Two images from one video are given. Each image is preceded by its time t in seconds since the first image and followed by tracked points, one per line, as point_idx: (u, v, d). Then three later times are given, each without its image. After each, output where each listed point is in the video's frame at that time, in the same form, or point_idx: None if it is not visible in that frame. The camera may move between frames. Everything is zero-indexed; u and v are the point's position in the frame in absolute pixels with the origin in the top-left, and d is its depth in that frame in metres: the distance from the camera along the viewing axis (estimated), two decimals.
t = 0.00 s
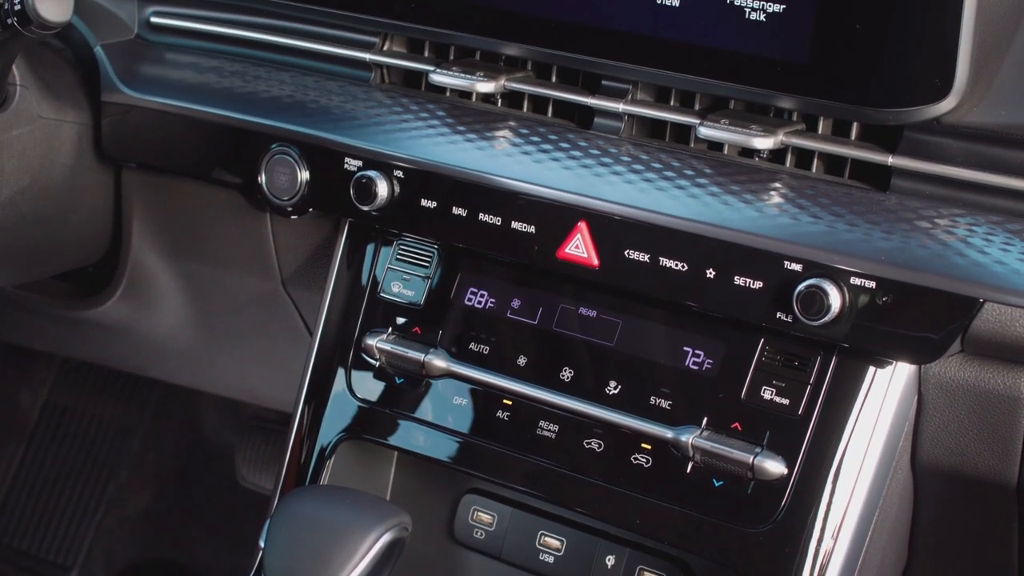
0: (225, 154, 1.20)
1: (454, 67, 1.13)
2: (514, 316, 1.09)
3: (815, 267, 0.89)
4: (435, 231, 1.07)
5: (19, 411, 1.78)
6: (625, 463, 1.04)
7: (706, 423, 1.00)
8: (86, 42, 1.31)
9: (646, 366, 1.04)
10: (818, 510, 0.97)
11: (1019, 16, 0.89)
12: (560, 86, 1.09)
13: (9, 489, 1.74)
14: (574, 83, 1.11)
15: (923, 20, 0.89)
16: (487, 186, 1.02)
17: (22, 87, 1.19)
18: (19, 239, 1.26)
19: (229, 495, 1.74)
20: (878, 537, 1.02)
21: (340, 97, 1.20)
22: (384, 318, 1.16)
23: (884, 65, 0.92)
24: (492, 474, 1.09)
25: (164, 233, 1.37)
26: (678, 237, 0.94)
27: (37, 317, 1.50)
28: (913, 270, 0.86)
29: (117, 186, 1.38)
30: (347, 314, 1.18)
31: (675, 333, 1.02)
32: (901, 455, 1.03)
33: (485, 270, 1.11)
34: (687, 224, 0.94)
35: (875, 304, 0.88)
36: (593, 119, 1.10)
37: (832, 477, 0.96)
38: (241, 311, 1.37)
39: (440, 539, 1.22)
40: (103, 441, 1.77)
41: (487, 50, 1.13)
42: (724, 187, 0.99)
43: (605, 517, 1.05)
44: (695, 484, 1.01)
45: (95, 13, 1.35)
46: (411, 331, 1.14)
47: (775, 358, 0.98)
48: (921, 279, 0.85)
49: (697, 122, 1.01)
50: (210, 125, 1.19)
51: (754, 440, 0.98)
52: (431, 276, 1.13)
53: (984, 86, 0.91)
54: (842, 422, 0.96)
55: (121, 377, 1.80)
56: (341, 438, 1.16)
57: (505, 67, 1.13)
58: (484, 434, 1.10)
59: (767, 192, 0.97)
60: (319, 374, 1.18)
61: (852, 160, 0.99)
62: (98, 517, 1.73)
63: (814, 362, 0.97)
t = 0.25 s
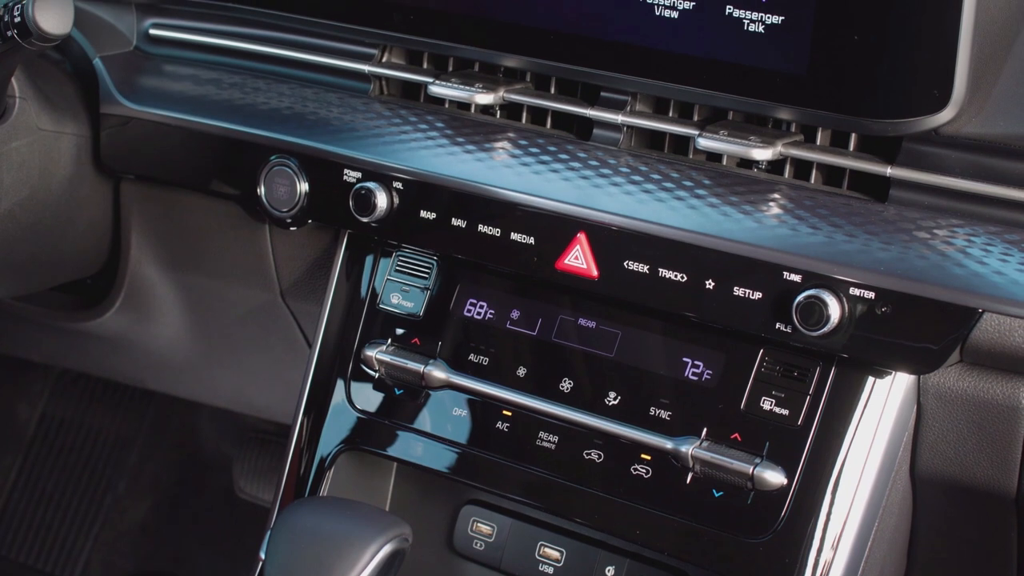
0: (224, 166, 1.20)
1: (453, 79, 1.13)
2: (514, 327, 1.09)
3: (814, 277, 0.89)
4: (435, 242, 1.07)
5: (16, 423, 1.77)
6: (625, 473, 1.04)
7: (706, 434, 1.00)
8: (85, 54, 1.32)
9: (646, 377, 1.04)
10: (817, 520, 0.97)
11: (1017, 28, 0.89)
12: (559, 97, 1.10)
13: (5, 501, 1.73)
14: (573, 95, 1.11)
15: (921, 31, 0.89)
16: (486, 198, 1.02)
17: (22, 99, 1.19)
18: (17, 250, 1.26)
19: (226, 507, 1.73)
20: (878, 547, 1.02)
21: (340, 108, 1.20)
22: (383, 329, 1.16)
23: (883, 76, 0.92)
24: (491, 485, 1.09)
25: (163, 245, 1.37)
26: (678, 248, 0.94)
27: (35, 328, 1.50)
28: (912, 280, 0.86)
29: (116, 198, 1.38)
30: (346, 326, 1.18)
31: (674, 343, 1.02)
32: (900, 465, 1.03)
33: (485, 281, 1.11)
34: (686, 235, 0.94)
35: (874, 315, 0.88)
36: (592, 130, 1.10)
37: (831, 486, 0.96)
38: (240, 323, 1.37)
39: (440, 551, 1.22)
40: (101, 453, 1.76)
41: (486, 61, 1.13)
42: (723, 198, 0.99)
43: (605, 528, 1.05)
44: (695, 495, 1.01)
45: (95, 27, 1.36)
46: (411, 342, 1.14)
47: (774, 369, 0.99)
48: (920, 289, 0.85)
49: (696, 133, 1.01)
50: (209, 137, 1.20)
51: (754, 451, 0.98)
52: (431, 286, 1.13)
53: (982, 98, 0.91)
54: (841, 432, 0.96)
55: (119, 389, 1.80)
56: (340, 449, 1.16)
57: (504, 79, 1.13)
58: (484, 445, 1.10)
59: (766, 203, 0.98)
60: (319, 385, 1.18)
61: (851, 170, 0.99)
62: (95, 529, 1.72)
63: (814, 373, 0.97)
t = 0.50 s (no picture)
0: (223, 179, 1.20)
1: (452, 91, 1.13)
2: (513, 340, 1.09)
3: (813, 289, 0.89)
4: (434, 254, 1.07)
5: (13, 436, 1.77)
6: (625, 485, 1.04)
7: (706, 445, 1.00)
8: (84, 67, 1.31)
9: (645, 389, 1.04)
10: (817, 531, 0.97)
11: (1015, 41, 0.89)
12: (558, 110, 1.10)
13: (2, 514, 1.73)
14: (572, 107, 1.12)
15: (920, 44, 0.89)
16: (485, 210, 1.02)
17: (21, 112, 1.20)
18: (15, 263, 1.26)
19: (224, 520, 1.73)
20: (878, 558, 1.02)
21: (339, 121, 1.20)
22: (383, 342, 1.16)
23: (881, 88, 0.92)
24: (491, 497, 1.09)
25: (161, 258, 1.37)
26: (677, 260, 0.95)
27: (33, 341, 1.50)
28: (911, 292, 0.86)
29: (115, 211, 1.38)
30: (346, 338, 1.18)
31: (674, 355, 1.02)
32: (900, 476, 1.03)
33: (484, 294, 1.11)
34: (685, 247, 0.94)
35: (874, 326, 0.88)
36: (590, 143, 1.10)
37: (831, 497, 0.96)
38: (238, 335, 1.37)
39: (439, 563, 1.22)
40: (98, 466, 1.76)
41: (485, 74, 1.13)
42: (722, 210, 0.99)
43: (605, 539, 1.04)
44: (695, 507, 1.01)
45: (93, 40, 1.36)
46: (410, 355, 1.14)
47: (774, 381, 0.99)
48: (920, 301, 0.86)
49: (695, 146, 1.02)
50: (208, 150, 1.20)
51: (754, 462, 0.98)
52: (430, 299, 1.14)
53: (980, 111, 0.91)
54: (841, 443, 0.96)
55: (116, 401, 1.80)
56: (340, 461, 1.16)
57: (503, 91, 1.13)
58: (483, 457, 1.10)
59: (765, 216, 0.98)
60: (318, 398, 1.18)
61: (848, 183, 0.99)
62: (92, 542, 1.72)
63: (813, 384, 0.97)
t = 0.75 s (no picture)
0: (222, 190, 1.20)
1: (451, 103, 1.13)
2: (513, 350, 1.09)
3: (813, 299, 0.90)
4: (433, 265, 1.08)
5: (9, 448, 1.76)
6: (625, 495, 1.04)
7: (706, 455, 1.00)
8: (83, 78, 1.32)
9: (645, 399, 1.04)
10: (817, 540, 0.97)
11: (1012, 54, 0.89)
12: (557, 121, 1.10)
13: None
14: (571, 119, 1.12)
15: (918, 55, 0.90)
16: (485, 221, 1.03)
17: (21, 124, 1.20)
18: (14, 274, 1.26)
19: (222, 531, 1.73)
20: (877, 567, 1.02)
21: (338, 132, 1.20)
22: (382, 352, 1.16)
23: (879, 99, 0.93)
24: (491, 507, 1.09)
25: (160, 269, 1.37)
26: (677, 270, 0.95)
27: (31, 352, 1.50)
28: (911, 302, 0.86)
29: (114, 222, 1.38)
30: (345, 349, 1.18)
31: (674, 366, 1.03)
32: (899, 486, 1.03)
33: (483, 304, 1.11)
34: (684, 257, 0.94)
35: (872, 336, 0.88)
36: (589, 154, 1.11)
37: (830, 506, 0.96)
38: (237, 346, 1.37)
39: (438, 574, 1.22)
40: (95, 477, 1.76)
41: (483, 85, 1.14)
42: (721, 221, 0.99)
43: (605, 550, 1.04)
44: (695, 517, 1.01)
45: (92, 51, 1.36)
46: (410, 365, 1.14)
47: (774, 391, 0.99)
48: (919, 311, 0.86)
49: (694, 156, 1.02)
50: (207, 161, 1.20)
51: (753, 472, 0.98)
52: (429, 310, 1.14)
53: (978, 122, 0.91)
54: (841, 453, 0.96)
55: (113, 413, 1.79)
56: (340, 472, 1.16)
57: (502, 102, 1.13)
58: (483, 468, 1.10)
59: (764, 226, 0.98)
60: (318, 409, 1.18)
61: (847, 194, 1.00)
62: (89, 554, 1.71)
63: (813, 395, 0.97)
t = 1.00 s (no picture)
0: (220, 203, 1.20)
1: (450, 116, 1.14)
2: (512, 363, 1.09)
3: (812, 311, 0.90)
4: (433, 278, 1.08)
5: (6, 461, 1.76)
6: (625, 508, 1.04)
7: (705, 467, 1.00)
8: (82, 92, 1.31)
9: (644, 411, 1.04)
10: (817, 551, 0.97)
11: (1010, 67, 0.89)
12: (556, 134, 1.11)
13: None
14: (569, 132, 1.12)
15: (916, 68, 0.90)
16: (484, 234, 1.03)
17: (20, 137, 1.20)
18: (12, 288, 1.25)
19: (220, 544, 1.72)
20: None
21: (337, 146, 1.21)
22: (381, 365, 1.16)
23: (877, 112, 0.93)
24: (490, 520, 1.09)
25: (158, 282, 1.37)
26: (676, 283, 0.95)
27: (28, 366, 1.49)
28: (910, 314, 0.87)
29: (112, 234, 1.38)
30: (344, 362, 1.18)
31: (673, 378, 1.03)
32: (898, 498, 1.03)
33: (483, 317, 1.11)
34: (684, 270, 0.95)
35: (871, 348, 0.88)
36: (588, 166, 1.11)
37: (830, 517, 0.96)
38: (235, 359, 1.36)
39: None
40: (91, 490, 1.75)
41: (482, 98, 1.14)
42: (720, 233, 1.00)
43: (605, 562, 1.04)
44: (695, 529, 1.01)
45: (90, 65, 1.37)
46: (409, 378, 1.14)
47: (773, 403, 0.99)
48: (918, 322, 0.86)
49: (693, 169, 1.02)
50: (206, 174, 1.20)
51: (753, 484, 0.98)
52: (429, 322, 1.14)
53: (975, 135, 0.92)
54: (840, 464, 0.96)
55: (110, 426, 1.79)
56: (339, 485, 1.16)
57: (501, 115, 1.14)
58: (482, 480, 1.10)
59: (762, 238, 0.98)
60: (317, 422, 1.18)
61: (845, 206, 1.00)
62: (85, 568, 1.70)
63: (812, 406, 0.97)
